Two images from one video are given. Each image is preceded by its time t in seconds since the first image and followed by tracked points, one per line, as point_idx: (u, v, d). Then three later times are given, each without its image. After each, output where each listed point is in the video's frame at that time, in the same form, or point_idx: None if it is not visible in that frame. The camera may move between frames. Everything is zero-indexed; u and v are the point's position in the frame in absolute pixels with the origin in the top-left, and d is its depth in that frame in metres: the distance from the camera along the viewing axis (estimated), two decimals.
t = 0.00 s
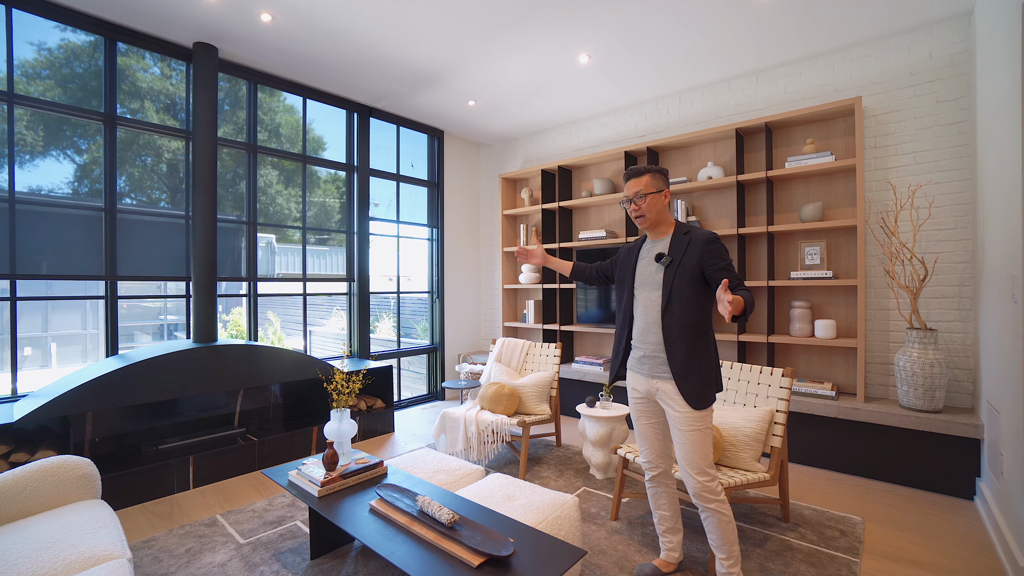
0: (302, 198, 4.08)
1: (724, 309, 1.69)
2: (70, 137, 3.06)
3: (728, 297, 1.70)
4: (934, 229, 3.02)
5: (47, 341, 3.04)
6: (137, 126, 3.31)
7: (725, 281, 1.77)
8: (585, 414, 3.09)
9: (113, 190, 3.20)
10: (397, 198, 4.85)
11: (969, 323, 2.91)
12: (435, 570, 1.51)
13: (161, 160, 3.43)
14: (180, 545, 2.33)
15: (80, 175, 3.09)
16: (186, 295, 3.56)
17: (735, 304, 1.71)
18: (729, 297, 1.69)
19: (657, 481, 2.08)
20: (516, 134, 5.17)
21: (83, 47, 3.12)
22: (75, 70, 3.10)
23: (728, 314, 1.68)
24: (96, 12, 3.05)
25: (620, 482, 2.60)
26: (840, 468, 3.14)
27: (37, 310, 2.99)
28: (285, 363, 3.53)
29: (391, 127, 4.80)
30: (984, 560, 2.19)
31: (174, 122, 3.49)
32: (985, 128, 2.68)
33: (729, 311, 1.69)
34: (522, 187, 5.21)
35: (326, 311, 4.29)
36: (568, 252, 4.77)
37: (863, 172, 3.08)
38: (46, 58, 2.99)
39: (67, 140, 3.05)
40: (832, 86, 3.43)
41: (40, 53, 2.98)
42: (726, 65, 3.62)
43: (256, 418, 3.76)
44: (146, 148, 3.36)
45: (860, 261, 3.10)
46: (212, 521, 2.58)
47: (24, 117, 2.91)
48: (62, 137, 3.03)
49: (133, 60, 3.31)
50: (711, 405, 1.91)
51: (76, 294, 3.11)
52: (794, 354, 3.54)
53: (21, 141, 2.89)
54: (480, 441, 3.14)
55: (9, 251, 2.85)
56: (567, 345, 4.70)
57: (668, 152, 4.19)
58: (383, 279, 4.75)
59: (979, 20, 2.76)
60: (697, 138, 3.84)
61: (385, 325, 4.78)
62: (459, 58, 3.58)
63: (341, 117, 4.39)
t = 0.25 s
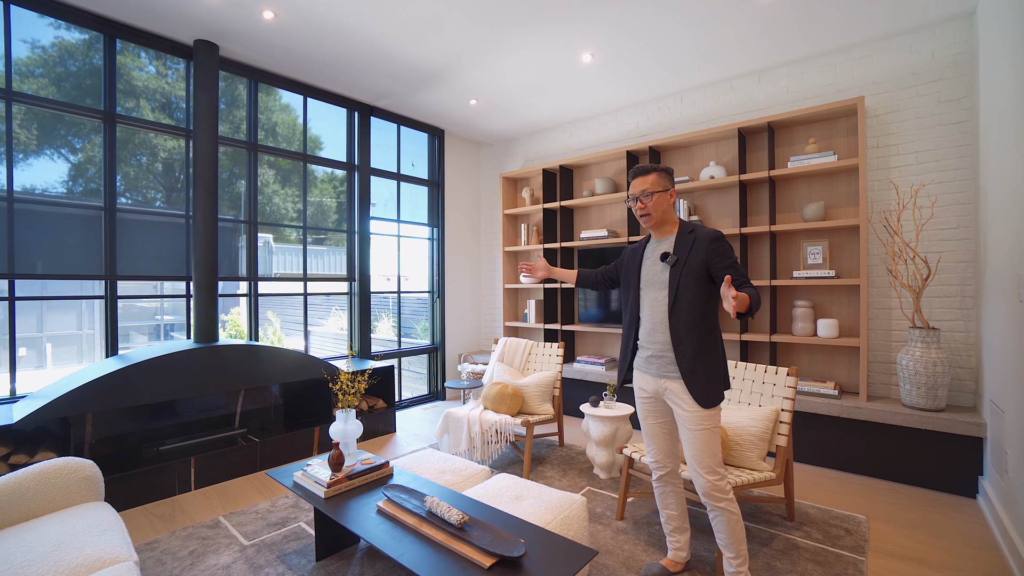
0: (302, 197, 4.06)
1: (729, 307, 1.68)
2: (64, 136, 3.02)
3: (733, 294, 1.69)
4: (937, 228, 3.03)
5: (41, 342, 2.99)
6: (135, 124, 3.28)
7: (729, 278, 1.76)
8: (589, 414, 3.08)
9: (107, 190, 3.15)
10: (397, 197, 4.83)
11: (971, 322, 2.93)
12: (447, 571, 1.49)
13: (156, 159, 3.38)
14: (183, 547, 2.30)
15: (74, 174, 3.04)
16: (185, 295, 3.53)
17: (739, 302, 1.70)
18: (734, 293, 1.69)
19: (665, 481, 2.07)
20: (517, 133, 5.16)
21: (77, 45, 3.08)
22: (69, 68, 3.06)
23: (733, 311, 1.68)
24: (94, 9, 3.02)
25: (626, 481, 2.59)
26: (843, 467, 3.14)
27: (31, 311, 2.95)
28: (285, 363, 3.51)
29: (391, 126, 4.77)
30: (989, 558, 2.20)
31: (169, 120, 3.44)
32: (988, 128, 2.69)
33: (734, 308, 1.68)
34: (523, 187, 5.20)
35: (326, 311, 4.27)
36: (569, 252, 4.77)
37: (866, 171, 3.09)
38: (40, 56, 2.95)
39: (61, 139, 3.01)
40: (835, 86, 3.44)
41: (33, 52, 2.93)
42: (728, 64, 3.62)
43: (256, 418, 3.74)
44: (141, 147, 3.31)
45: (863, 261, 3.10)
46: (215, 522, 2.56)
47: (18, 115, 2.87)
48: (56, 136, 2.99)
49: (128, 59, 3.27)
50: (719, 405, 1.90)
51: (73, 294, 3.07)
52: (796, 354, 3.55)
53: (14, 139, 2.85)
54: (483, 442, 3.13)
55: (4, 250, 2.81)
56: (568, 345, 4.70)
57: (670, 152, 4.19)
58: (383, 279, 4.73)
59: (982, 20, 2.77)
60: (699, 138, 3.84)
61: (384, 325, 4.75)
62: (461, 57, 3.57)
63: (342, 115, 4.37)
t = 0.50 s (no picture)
0: (303, 196, 4.04)
1: (729, 304, 1.67)
2: (58, 134, 2.98)
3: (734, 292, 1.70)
4: (938, 228, 3.05)
5: (37, 342, 2.96)
6: (135, 122, 3.26)
7: (729, 277, 1.77)
8: (591, 414, 3.08)
9: (101, 189, 3.11)
10: (398, 197, 4.82)
11: (972, 322, 2.94)
12: (456, 571, 1.49)
13: (152, 158, 3.34)
14: (186, 549, 2.29)
15: (69, 173, 3.00)
16: (184, 295, 3.51)
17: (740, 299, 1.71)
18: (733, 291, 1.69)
19: (670, 480, 2.07)
20: (517, 133, 5.16)
21: (72, 43, 3.04)
22: (63, 66, 3.01)
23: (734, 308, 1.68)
24: (94, 6, 3.00)
25: (630, 480, 2.59)
26: (844, 465, 3.16)
27: (27, 311, 2.91)
28: (285, 362, 3.48)
29: (392, 125, 4.76)
30: (992, 556, 2.22)
31: (165, 119, 3.40)
32: (988, 128, 2.71)
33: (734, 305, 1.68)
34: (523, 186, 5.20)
35: (328, 311, 4.26)
36: (570, 251, 4.77)
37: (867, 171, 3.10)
38: (33, 54, 2.91)
39: (56, 138, 2.97)
40: (836, 86, 3.45)
41: (26, 49, 2.89)
42: (729, 64, 3.63)
43: (257, 419, 3.72)
44: (136, 146, 3.27)
45: (864, 261, 3.12)
46: (217, 523, 2.54)
47: (12, 113, 2.83)
48: (50, 134, 2.95)
49: (124, 57, 3.23)
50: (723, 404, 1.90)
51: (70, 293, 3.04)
52: (798, 353, 3.56)
53: (8, 138, 2.81)
54: (486, 442, 3.12)
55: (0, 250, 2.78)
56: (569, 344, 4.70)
57: (671, 151, 4.19)
58: (384, 279, 4.72)
59: (982, 21, 2.79)
60: (700, 138, 3.85)
61: (384, 324, 4.74)
62: (463, 56, 3.56)
63: (343, 114, 4.36)
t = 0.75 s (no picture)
0: (303, 196, 4.04)
1: (727, 311, 1.69)
2: (52, 133, 2.95)
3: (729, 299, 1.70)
4: (935, 228, 3.07)
5: (32, 343, 2.94)
6: (134, 121, 3.25)
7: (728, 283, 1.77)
8: (592, 413, 3.09)
9: (96, 188, 3.09)
10: (397, 197, 4.82)
11: (968, 321, 2.97)
12: (460, 570, 1.49)
13: (147, 158, 3.32)
14: (186, 550, 2.28)
15: (63, 172, 2.97)
16: (182, 295, 3.49)
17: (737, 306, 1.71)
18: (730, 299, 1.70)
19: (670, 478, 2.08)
20: (516, 132, 5.16)
21: (65, 42, 3.01)
22: (57, 65, 2.98)
23: (730, 315, 1.69)
24: (92, 4, 2.99)
25: (630, 480, 2.59)
26: (842, 464, 3.17)
27: (21, 312, 2.88)
28: (285, 362, 3.47)
29: (390, 125, 4.75)
30: (989, 553, 2.24)
31: (160, 118, 3.38)
32: (985, 128, 2.73)
33: (731, 311, 1.70)
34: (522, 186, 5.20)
35: (327, 311, 4.26)
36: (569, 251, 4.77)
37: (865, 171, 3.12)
38: (26, 52, 2.88)
39: (50, 137, 2.94)
40: (834, 87, 3.48)
41: (19, 48, 2.86)
42: (728, 65, 3.65)
43: (256, 419, 3.71)
44: (131, 145, 3.25)
45: (862, 260, 3.14)
46: (218, 524, 2.53)
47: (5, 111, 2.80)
48: (44, 133, 2.92)
49: (118, 56, 3.21)
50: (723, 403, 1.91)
51: (66, 294, 3.02)
52: (796, 353, 3.58)
53: None
54: (486, 441, 3.12)
55: None
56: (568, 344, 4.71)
57: (670, 151, 4.21)
58: (383, 279, 4.72)
59: (979, 23, 2.82)
60: (699, 138, 3.86)
61: (383, 324, 4.74)
62: (463, 56, 3.56)
63: (342, 114, 4.35)
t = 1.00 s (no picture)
0: (303, 195, 4.05)
1: (729, 311, 1.69)
2: (47, 132, 2.93)
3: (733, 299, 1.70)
4: (930, 229, 3.11)
5: (28, 343, 2.92)
6: (135, 121, 3.25)
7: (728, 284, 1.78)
8: (592, 412, 3.11)
9: (91, 187, 3.07)
10: (396, 197, 4.83)
11: (964, 321, 3.00)
12: (465, 568, 1.50)
13: (143, 157, 3.30)
14: (189, 549, 2.29)
15: (58, 172, 2.95)
16: (182, 295, 3.49)
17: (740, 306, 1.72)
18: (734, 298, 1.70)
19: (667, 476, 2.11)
20: (515, 133, 5.18)
21: (60, 40, 2.99)
22: (52, 63, 2.96)
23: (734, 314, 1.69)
24: (91, 3, 2.98)
25: (631, 478, 2.61)
26: (840, 463, 3.20)
27: (17, 312, 2.87)
28: (285, 361, 3.47)
29: (390, 125, 4.76)
30: (985, 549, 2.27)
31: (156, 117, 3.36)
32: (980, 131, 2.77)
33: (735, 311, 1.70)
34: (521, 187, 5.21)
35: (327, 310, 4.27)
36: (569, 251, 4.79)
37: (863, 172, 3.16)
38: (21, 51, 2.86)
39: (44, 135, 2.92)
40: (831, 89, 3.51)
41: (13, 46, 2.84)
42: (727, 66, 3.68)
43: (256, 419, 3.71)
44: (126, 144, 3.22)
45: (859, 261, 3.17)
46: (220, 523, 2.54)
47: None
48: (38, 132, 2.90)
49: (114, 55, 3.19)
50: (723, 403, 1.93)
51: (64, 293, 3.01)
52: (794, 352, 3.61)
53: None
54: (487, 441, 3.14)
55: None
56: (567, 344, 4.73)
57: (669, 152, 4.23)
58: (382, 279, 4.73)
59: (974, 27, 2.85)
60: (698, 139, 3.89)
61: (382, 324, 4.75)
62: (463, 56, 3.57)
63: (341, 114, 4.35)
